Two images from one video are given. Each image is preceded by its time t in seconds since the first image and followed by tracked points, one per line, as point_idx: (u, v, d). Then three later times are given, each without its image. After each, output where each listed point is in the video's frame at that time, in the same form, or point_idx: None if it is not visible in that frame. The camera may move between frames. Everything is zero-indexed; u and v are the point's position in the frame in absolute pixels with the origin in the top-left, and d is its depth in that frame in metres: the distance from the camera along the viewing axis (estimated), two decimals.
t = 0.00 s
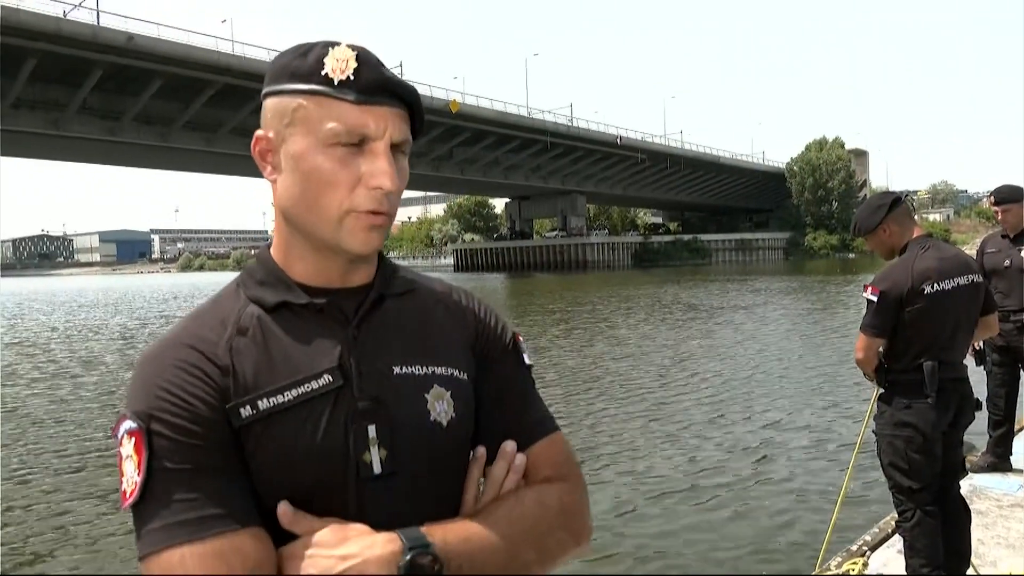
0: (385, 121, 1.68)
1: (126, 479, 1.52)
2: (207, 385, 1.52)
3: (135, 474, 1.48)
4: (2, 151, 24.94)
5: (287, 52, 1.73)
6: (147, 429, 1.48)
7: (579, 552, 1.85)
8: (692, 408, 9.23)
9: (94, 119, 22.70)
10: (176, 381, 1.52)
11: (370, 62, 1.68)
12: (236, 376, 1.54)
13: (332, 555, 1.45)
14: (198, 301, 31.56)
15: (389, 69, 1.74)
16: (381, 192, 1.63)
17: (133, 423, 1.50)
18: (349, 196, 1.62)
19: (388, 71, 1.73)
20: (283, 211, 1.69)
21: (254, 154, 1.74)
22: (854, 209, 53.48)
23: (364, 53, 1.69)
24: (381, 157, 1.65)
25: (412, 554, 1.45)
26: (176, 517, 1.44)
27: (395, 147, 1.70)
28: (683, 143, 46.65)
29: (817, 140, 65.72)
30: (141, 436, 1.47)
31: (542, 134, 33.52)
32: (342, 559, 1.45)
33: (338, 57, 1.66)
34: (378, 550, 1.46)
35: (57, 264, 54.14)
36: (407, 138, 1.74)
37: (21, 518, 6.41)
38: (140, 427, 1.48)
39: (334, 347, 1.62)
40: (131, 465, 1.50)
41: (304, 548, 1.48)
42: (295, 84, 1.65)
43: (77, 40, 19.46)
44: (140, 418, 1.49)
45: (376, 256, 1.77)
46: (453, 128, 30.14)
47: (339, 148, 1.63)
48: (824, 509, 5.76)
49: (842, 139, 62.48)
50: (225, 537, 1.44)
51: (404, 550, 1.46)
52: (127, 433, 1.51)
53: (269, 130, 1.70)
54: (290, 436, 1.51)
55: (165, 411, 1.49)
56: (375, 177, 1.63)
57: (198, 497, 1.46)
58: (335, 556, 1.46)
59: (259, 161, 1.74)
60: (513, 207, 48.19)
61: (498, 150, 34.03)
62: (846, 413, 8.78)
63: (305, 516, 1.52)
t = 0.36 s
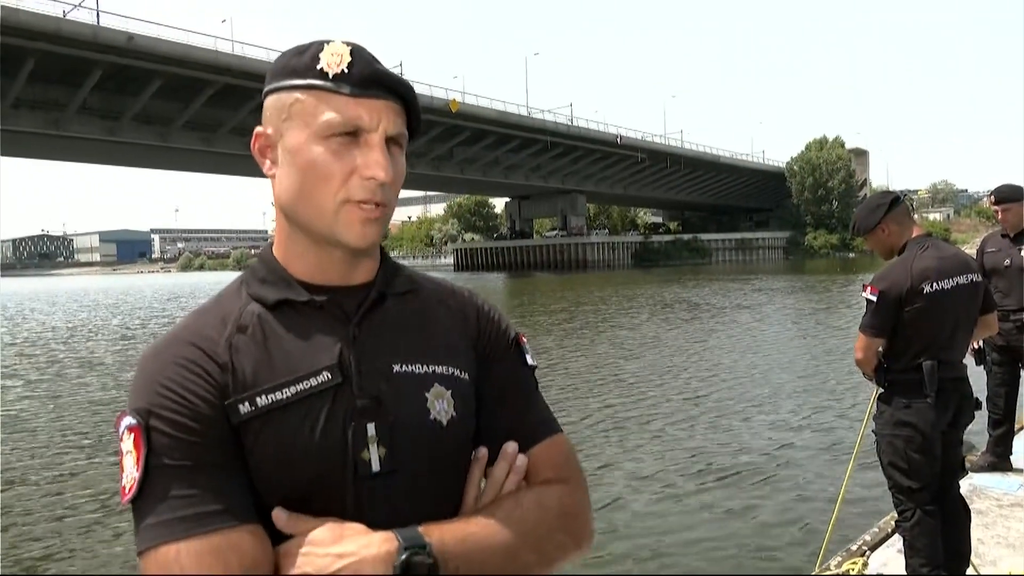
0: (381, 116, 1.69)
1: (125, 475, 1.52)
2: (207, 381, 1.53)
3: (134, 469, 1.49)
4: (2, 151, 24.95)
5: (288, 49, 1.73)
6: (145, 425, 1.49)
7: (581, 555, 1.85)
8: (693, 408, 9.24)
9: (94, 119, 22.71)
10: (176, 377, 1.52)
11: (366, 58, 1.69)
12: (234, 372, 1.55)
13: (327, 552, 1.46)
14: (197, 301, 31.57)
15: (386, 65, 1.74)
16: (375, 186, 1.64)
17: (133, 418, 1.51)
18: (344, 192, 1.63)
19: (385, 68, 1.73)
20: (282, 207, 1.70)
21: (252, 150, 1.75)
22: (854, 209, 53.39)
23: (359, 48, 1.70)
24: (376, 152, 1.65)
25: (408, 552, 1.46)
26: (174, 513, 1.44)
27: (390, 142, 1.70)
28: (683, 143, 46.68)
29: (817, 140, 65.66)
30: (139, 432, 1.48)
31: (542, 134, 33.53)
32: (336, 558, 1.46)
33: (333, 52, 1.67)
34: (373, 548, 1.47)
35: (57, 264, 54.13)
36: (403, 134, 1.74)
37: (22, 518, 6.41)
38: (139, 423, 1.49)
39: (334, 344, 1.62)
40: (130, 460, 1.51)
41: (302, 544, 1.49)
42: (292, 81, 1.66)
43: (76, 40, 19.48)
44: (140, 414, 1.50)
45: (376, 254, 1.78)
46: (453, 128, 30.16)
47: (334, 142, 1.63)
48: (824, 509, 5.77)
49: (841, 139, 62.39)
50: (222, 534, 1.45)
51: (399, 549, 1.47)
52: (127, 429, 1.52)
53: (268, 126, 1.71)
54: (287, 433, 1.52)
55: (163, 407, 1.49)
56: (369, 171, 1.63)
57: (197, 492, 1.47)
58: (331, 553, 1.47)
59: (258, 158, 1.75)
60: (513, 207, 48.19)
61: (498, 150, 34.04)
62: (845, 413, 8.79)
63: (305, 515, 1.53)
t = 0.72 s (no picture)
0: (384, 123, 1.70)
1: (123, 486, 1.48)
2: (211, 384, 1.51)
3: (135, 479, 1.44)
4: None
5: (288, 53, 1.74)
6: (147, 431, 1.45)
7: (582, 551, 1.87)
8: (692, 408, 9.26)
9: (93, 119, 22.67)
10: (179, 381, 1.50)
11: (370, 64, 1.70)
12: (239, 375, 1.53)
13: (346, 556, 1.44)
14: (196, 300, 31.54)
15: (387, 73, 1.76)
16: (377, 191, 1.65)
17: (132, 425, 1.46)
18: (348, 194, 1.64)
19: (386, 76, 1.75)
20: (280, 210, 1.68)
21: (249, 151, 1.73)
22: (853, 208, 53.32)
23: (365, 55, 1.71)
24: (378, 158, 1.67)
25: (433, 545, 1.46)
26: (183, 521, 1.40)
27: (391, 150, 1.72)
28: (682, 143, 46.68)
29: (816, 139, 65.60)
30: (141, 439, 1.44)
31: (540, 134, 33.53)
32: (361, 558, 1.43)
33: (342, 58, 1.67)
34: (396, 545, 1.46)
35: (55, 264, 54.06)
36: (402, 142, 1.76)
37: (20, 520, 6.39)
38: (141, 428, 1.45)
39: (336, 345, 1.63)
40: (130, 470, 1.46)
41: (316, 550, 1.47)
42: (297, 83, 1.66)
43: (75, 39, 19.45)
44: (139, 419, 1.47)
45: (369, 259, 1.79)
46: (451, 128, 30.16)
47: (337, 146, 1.64)
48: (823, 509, 5.77)
49: (840, 139, 62.34)
50: (235, 542, 1.41)
51: (423, 545, 1.47)
52: (124, 437, 1.48)
53: (267, 127, 1.70)
54: (293, 435, 1.51)
55: (166, 411, 1.46)
56: (372, 177, 1.64)
57: (207, 498, 1.43)
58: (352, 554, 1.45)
59: (254, 159, 1.74)
60: (511, 206, 48.19)
61: (497, 149, 34.03)
62: (844, 412, 8.81)
63: (316, 521, 1.52)
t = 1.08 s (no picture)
0: (385, 125, 1.71)
1: (127, 491, 1.46)
2: (217, 384, 1.50)
3: (144, 483, 1.43)
4: None
5: (285, 54, 1.73)
6: (155, 431, 1.43)
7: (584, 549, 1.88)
8: (690, 406, 9.28)
9: (89, 119, 22.62)
10: (185, 380, 1.49)
11: (371, 65, 1.71)
12: (245, 375, 1.53)
13: (365, 556, 1.44)
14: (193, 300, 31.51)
15: (385, 74, 1.77)
16: (379, 191, 1.66)
17: (138, 426, 1.45)
18: (352, 193, 1.64)
19: (385, 76, 1.76)
20: (281, 211, 1.68)
21: (246, 151, 1.72)
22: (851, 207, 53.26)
23: (365, 56, 1.72)
24: (380, 157, 1.67)
25: (456, 538, 1.47)
26: (199, 522, 1.40)
27: (391, 151, 1.73)
28: (679, 142, 46.70)
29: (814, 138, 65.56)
30: (149, 439, 1.42)
31: (539, 133, 33.50)
32: (385, 555, 1.44)
33: (345, 59, 1.68)
34: (419, 540, 1.46)
35: (52, 264, 54.00)
36: (401, 143, 1.77)
37: (16, 522, 6.36)
38: (148, 429, 1.43)
39: (338, 347, 1.63)
40: (137, 474, 1.44)
41: (333, 551, 1.47)
42: (297, 84, 1.66)
43: (71, 39, 19.40)
44: (145, 420, 1.45)
45: (364, 263, 1.81)
46: (449, 127, 30.16)
47: (339, 146, 1.64)
48: (821, 509, 5.76)
49: (838, 137, 62.30)
50: (252, 545, 1.41)
51: (444, 540, 1.47)
52: (128, 440, 1.45)
53: (266, 126, 1.70)
54: (301, 433, 1.51)
55: (173, 412, 1.45)
56: (374, 176, 1.65)
57: (223, 498, 1.43)
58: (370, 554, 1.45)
59: (251, 158, 1.73)
60: (509, 205, 48.16)
61: (495, 148, 34.01)
62: (841, 412, 8.82)
63: (327, 523, 1.52)
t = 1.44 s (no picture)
0: (385, 118, 1.71)
1: (124, 492, 1.46)
2: (214, 386, 1.50)
3: (141, 485, 1.43)
4: None
5: (280, 52, 1.73)
6: (152, 432, 1.44)
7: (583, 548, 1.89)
8: (687, 405, 9.30)
9: (85, 116, 22.52)
10: (181, 381, 1.49)
11: (368, 61, 1.71)
12: (243, 377, 1.53)
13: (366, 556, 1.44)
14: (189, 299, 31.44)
15: (383, 69, 1.76)
16: (380, 187, 1.66)
17: (135, 427, 1.45)
18: (352, 189, 1.64)
19: (383, 71, 1.76)
20: (282, 210, 1.68)
21: (244, 152, 1.72)
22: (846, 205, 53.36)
23: (362, 51, 1.71)
24: (380, 153, 1.67)
25: (454, 541, 1.48)
26: (196, 524, 1.40)
27: (391, 146, 1.73)
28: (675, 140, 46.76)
29: (809, 137, 65.70)
30: (146, 441, 1.43)
31: (535, 131, 33.51)
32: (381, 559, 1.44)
33: (341, 54, 1.67)
34: (417, 541, 1.47)
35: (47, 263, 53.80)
36: (400, 138, 1.77)
37: (11, 522, 6.32)
38: (144, 430, 1.43)
39: (338, 348, 1.64)
40: (133, 476, 1.45)
41: (330, 553, 1.47)
42: (294, 81, 1.66)
43: (66, 36, 19.33)
44: (142, 421, 1.45)
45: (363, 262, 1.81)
46: (446, 125, 30.12)
47: (340, 143, 1.64)
48: (816, 508, 5.78)
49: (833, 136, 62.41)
50: (248, 546, 1.41)
51: (442, 542, 1.47)
52: (125, 440, 1.46)
53: (263, 125, 1.70)
54: (300, 436, 1.51)
55: (171, 415, 1.45)
56: (375, 173, 1.65)
57: (220, 500, 1.43)
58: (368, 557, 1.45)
59: (249, 158, 1.73)
60: (506, 203, 48.16)
61: (491, 147, 34.00)
62: (837, 411, 8.85)
63: (326, 524, 1.52)
